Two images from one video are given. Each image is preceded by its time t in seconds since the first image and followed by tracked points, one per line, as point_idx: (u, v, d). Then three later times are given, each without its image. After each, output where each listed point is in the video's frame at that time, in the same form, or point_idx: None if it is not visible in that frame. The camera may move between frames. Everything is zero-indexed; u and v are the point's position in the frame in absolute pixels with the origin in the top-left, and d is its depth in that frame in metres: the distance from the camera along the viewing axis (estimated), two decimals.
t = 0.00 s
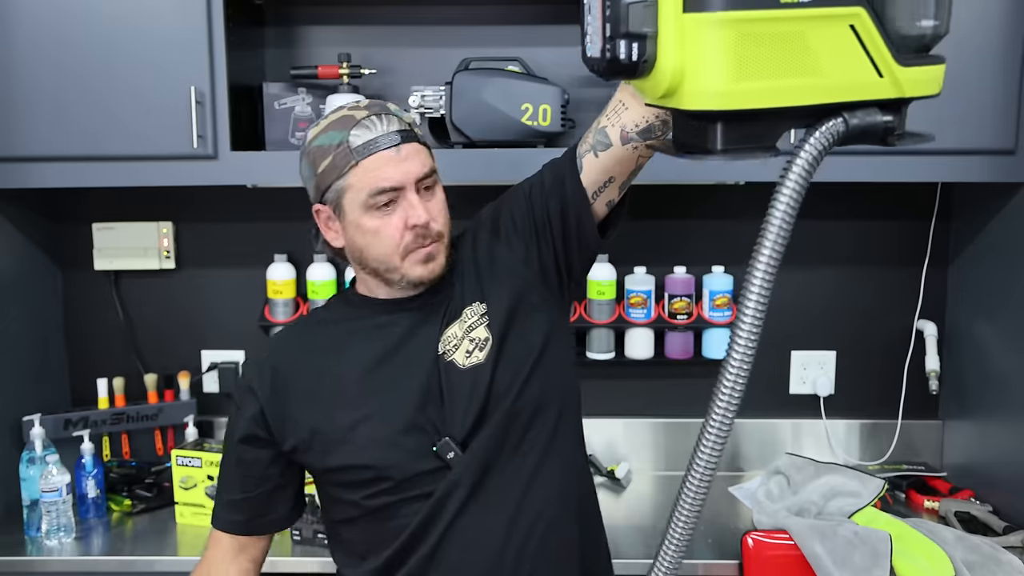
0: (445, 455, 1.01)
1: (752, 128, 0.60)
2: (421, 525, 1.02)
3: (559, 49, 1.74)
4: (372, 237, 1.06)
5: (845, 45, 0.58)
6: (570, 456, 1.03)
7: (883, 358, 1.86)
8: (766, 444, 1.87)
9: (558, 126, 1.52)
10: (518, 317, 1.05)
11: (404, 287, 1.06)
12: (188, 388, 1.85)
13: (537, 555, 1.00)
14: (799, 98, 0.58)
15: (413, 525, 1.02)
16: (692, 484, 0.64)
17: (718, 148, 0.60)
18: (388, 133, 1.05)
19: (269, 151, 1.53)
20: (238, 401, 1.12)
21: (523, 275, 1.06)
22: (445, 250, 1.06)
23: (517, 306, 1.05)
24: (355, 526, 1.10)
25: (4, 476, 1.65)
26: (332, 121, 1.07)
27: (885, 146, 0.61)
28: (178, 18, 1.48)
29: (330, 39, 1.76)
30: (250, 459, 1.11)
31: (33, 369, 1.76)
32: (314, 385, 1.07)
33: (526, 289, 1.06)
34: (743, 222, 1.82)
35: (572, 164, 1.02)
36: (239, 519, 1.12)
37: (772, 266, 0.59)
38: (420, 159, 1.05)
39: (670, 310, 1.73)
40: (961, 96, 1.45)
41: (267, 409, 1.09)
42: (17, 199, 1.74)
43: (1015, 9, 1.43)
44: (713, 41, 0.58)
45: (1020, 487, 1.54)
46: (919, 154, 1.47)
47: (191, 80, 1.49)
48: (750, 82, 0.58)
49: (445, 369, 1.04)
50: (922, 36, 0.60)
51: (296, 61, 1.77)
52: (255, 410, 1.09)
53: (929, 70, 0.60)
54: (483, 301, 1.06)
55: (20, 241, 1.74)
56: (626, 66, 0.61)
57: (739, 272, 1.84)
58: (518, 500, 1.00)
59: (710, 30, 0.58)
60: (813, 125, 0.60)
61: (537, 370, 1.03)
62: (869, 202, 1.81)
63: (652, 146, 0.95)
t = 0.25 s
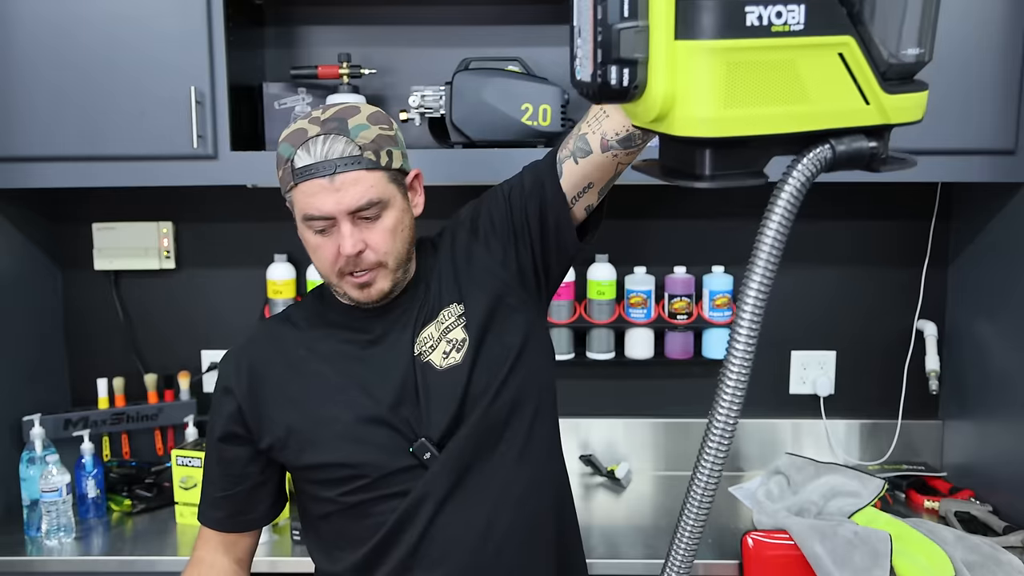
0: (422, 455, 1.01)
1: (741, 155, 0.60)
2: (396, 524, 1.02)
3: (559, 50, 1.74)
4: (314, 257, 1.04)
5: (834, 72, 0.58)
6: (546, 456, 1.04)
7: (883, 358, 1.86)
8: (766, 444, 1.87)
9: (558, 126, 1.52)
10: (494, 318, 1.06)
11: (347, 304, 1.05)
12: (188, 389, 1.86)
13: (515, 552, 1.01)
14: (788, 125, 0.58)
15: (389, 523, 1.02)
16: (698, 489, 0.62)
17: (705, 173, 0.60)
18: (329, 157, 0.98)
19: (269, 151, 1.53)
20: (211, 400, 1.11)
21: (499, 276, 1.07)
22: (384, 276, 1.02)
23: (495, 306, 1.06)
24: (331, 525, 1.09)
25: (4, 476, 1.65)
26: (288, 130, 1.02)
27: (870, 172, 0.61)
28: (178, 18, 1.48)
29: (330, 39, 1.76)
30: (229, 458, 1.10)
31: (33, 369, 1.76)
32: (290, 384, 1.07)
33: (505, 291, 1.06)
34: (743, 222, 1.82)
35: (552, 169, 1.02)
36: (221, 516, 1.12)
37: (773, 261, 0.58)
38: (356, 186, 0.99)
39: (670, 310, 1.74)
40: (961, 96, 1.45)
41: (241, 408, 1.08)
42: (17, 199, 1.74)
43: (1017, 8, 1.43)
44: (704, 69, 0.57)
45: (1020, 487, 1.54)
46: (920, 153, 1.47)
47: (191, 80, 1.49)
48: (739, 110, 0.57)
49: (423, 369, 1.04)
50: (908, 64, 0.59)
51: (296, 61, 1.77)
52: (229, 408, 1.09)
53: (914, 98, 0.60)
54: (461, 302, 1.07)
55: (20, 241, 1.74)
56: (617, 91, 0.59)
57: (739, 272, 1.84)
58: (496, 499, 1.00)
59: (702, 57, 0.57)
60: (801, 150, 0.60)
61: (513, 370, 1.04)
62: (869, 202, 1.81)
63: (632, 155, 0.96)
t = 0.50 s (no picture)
0: (410, 454, 1.01)
1: (727, 163, 0.60)
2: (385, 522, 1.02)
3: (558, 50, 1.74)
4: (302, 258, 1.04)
5: (820, 81, 0.58)
6: (536, 457, 1.04)
7: (883, 358, 1.86)
8: (766, 444, 1.87)
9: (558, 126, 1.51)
10: (482, 318, 1.06)
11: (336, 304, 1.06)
12: (187, 389, 1.86)
13: (506, 549, 1.01)
14: (775, 134, 0.58)
15: (376, 520, 1.03)
16: (697, 495, 0.62)
17: (694, 182, 0.60)
18: (316, 161, 0.98)
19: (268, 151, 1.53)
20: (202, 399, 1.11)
21: (488, 276, 1.07)
22: (371, 277, 1.03)
23: (484, 306, 1.06)
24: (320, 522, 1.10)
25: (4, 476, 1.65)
26: (276, 132, 1.02)
27: (858, 180, 0.62)
28: (178, 18, 1.48)
29: (331, 39, 1.76)
30: (221, 455, 1.11)
31: (33, 368, 1.76)
32: (279, 383, 1.07)
33: (493, 291, 1.06)
34: (742, 222, 1.82)
35: (542, 171, 1.01)
36: (217, 512, 1.13)
37: (765, 264, 0.58)
38: (343, 190, 0.99)
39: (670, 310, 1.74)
40: (962, 96, 1.45)
41: (231, 408, 1.09)
42: (17, 199, 1.74)
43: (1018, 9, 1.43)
44: (690, 77, 0.57)
45: (1020, 487, 1.54)
46: (920, 153, 1.47)
47: (191, 80, 1.48)
48: (724, 119, 0.57)
49: (411, 369, 1.04)
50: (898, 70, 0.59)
51: (296, 61, 1.77)
52: (219, 408, 1.09)
53: (903, 106, 0.61)
54: (450, 302, 1.07)
55: (20, 241, 1.74)
56: (602, 101, 0.58)
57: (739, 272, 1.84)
58: (484, 499, 1.01)
59: (688, 65, 0.57)
60: (790, 159, 0.60)
61: (501, 371, 1.04)
62: (869, 202, 1.81)
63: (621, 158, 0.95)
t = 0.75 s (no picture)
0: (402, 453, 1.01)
1: (708, 159, 0.61)
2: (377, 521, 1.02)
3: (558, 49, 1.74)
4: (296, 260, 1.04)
5: (797, 80, 0.60)
6: (529, 456, 1.04)
7: (883, 358, 1.86)
8: (766, 444, 1.87)
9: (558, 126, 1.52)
10: (475, 317, 1.05)
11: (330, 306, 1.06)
12: (187, 389, 1.86)
13: (499, 549, 1.01)
14: (750, 131, 0.60)
15: (367, 519, 1.03)
16: (675, 490, 0.63)
17: (671, 178, 0.61)
18: (310, 164, 0.98)
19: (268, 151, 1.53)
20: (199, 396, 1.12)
21: (479, 275, 1.06)
22: (365, 280, 1.03)
23: (477, 306, 1.05)
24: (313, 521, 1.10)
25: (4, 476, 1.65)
26: (270, 134, 1.01)
27: (838, 178, 0.63)
28: (178, 17, 1.48)
29: (331, 39, 1.76)
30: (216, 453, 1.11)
31: (33, 368, 1.76)
32: (273, 381, 1.07)
33: (487, 291, 1.06)
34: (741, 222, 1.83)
35: (535, 171, 1.01)
36: (213, 509, 1.13)
37: (737, 265, 0.60)
38: (337, 194, 0.99)
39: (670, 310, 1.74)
40: (961, 96, 1.45)
41: (226, 407, 1.09)
42: (17, 199, 1.74)
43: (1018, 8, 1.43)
44: (666, 74, 0.58)
45: (1020, 487, 1.54)
46: (920, 153, 1.47)
47: (191, 80, 1.49)
48: (700, 116, 0.59)
49: (404, 368, 1.04)
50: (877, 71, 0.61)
51: (296, 61, 1.77)
52: (214, 406, 1.09)
53: (885, 105, 0.62)
54: (443, 302, 1.06)
55: (20, 241, 1.75)
56: (580, 96, 0.60)
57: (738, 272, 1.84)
58: (476, 498, 1.01)
59: (664, 63, 0.58)
60: (767, 156, 0.62)
61: (494, 370, 1.04)
62: (869, 202, 1.81)
63: (613, 159, 0.96)
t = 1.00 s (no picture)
0: (399, 453, 1.01)
1: (698, 158, 0.61)
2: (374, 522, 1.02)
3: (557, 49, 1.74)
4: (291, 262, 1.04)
5: (786, 78, 0.60)
6: (525, 456, 1.04)
7: (883, 358, 1.86)
8: (765, 444, 1.87)
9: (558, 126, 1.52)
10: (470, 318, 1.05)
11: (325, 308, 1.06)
12: (187, 388, 1.86)
13: (496, 548, 1.01)
14: (739, 130, 0.60)
15: (364, 519, 1.03)
16: (670, 485, 0.64)
17: (662, 177, 0.61)
18: (305, 168, 0.99)
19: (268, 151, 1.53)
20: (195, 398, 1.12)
21: (474, 275, 1.07)
22: (360, 283, 1.03)
23: (470, 306, 1.05)
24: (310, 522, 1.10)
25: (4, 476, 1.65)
26: (264, 137, 1.01)
27: (828, 176, 0.63)
28: (178, 17, 1.48)
29: (331, 39, 1.76)
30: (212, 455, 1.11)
31: (33, 368, 1.76)
32: (268, 383, 1.07)
33: (481, 291, 1.06)
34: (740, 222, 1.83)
35: (528, 171, 1.01)
36: (207, 512, 1.13)
37: (729, 264, 0.60)
38: (333, 198, 0.99)
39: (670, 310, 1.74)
40: (962, 96, 1.45)
41: (221, 409, 1.09)
42: (17, 199, 1.74)
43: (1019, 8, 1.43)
44: (656, 75, 0.58)
45: (1020, 487, 1.54)
46: (920, 153, 1.47)
47: (191, 80, 1.49)
48: (690, 116, 0.59)
49: (400, 369, 1.04)
50: (865, 69, 0.61)
51: (296, 61, 1.77)
52: (209, 408, 1.10)
53: (873, 103, 0.62)
54: (437, 302, 1.06)
55: (20, 241, 1.75)
56: (573, 96, 0.60)
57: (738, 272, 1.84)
58: (472, 498, 1.01)
59: (654, 64, 0.58)
60: (757, 154, 0.62)
61: (488, 370, 1.04)
62: (869, 202, 1.81)
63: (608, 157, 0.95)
